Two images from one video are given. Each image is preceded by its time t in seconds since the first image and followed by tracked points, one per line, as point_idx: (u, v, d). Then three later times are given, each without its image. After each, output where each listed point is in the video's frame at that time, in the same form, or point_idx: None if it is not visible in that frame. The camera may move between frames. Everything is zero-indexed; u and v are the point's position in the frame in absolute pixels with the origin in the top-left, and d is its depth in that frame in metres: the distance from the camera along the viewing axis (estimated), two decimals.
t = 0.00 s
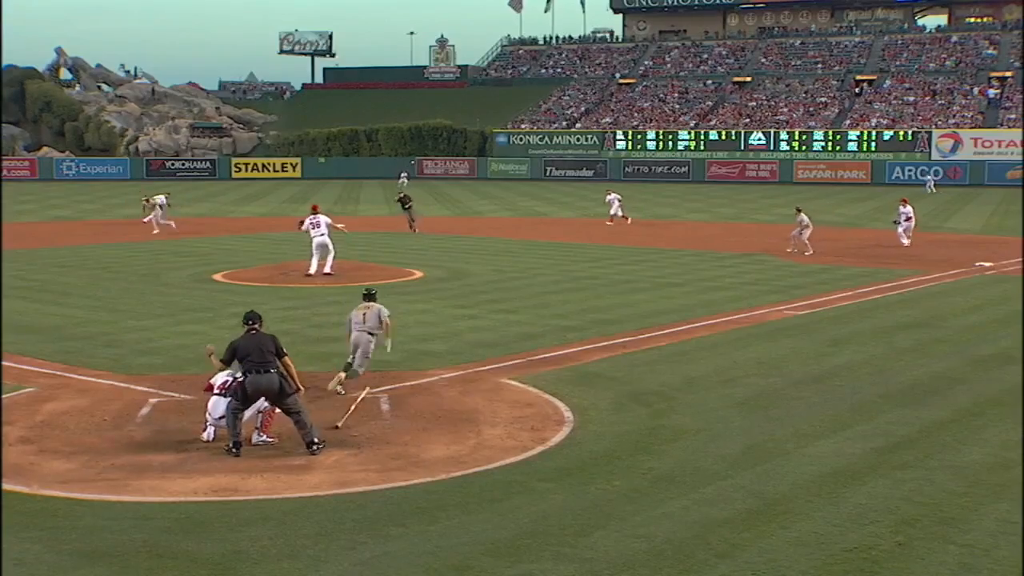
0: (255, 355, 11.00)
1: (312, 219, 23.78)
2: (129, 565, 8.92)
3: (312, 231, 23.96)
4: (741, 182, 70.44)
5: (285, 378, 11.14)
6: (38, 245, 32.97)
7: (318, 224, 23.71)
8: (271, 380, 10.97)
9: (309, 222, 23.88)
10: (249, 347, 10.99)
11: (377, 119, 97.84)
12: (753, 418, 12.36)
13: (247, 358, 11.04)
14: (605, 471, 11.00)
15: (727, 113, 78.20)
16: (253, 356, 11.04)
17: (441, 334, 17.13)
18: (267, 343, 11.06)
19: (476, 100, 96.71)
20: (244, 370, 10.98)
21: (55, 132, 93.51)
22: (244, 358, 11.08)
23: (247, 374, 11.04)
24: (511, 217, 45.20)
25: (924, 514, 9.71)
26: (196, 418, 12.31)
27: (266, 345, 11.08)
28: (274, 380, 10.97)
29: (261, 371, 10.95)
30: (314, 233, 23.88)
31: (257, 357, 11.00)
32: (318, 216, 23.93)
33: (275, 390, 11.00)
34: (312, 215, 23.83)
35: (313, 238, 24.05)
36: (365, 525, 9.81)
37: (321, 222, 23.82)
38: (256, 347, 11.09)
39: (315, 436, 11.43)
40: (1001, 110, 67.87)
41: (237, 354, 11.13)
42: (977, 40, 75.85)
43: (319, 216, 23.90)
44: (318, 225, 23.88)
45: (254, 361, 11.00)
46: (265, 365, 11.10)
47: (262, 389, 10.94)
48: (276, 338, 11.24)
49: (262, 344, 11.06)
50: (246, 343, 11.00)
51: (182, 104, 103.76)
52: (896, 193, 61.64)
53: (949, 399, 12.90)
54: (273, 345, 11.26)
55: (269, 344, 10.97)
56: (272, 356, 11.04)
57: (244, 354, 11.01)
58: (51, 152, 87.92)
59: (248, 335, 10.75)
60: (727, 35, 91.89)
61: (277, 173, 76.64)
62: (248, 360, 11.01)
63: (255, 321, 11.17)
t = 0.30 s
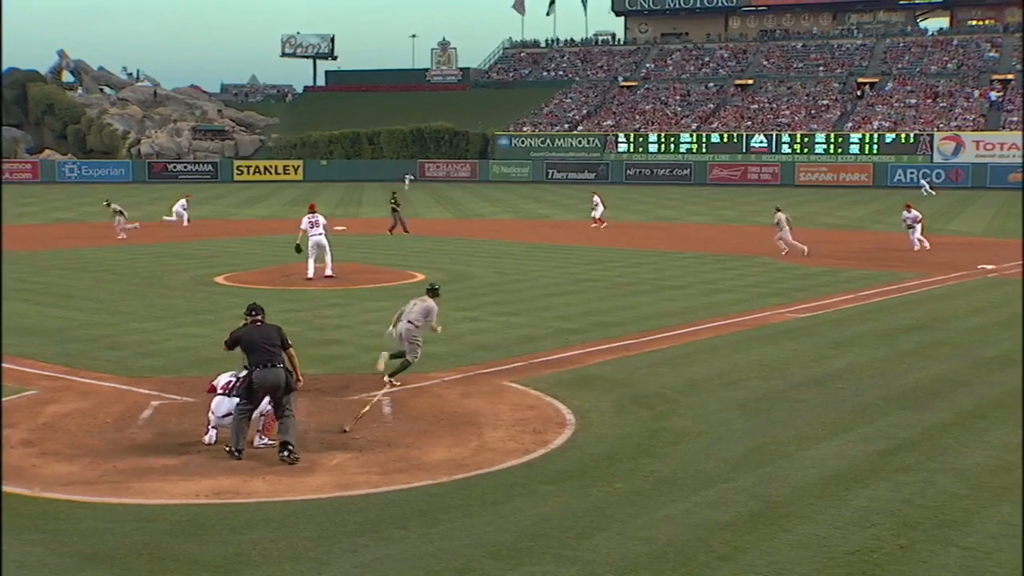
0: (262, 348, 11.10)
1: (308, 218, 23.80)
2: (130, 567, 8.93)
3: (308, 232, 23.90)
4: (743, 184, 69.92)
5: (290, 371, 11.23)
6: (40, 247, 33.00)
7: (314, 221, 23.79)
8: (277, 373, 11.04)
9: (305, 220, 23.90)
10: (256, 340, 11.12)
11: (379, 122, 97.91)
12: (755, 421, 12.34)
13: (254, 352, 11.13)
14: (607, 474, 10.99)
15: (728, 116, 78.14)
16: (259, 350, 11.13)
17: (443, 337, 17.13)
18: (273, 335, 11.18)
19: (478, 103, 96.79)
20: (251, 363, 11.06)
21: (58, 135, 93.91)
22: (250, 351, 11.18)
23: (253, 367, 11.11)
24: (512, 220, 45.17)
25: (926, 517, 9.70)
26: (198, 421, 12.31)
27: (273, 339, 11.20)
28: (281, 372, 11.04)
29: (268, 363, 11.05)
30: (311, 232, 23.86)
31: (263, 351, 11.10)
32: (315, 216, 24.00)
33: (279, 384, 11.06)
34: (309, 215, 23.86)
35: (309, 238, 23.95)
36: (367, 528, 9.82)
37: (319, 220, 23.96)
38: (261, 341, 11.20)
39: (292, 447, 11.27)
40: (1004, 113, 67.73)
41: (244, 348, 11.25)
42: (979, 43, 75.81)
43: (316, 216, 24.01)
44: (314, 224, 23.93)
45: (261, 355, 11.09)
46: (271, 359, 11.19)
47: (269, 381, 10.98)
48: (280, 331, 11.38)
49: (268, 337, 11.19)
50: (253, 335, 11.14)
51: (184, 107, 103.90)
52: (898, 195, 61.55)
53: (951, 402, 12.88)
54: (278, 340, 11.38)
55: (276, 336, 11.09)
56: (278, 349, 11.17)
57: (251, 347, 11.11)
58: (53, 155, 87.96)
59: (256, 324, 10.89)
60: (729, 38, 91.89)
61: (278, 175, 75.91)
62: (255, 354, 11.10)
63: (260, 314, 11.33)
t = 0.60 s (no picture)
0: (274, 358, 10.92)
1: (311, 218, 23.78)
2: (136, 568, 8.94)
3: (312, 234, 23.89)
4: (749, 186, 69.98)
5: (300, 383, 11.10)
6: (47, 249, 33.05)
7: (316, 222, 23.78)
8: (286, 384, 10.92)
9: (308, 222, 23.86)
10: (269, 349, 10.92)
11: (385, 124, 98.02)
12: (761, 424, 12.31)
13: (265, 359, 10.97)
14: (614, 475, 10.96)
15: (735, 117, 77.90)
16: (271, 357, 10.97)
17: (449, 340, 17.10)
18: (287, 345, 10.97)
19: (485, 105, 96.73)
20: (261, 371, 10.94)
21: (64, 136, 94.23)
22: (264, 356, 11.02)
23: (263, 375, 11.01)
24: (518, 222, 45.14)
25: (933, 519, 9.67)
26: (204, 422, 12.31)
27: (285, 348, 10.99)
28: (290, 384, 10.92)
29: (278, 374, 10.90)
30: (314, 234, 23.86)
31: (274, 360, 10.92)
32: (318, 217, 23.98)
33: (287, 394, 10.99)
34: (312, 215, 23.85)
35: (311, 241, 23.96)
36: (373, 530, 9.82)
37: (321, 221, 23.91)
38: (275, 349, 10.99)
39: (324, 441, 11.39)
40: (1011, 114, 67.45)
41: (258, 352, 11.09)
42: (986, 44, 75.86)
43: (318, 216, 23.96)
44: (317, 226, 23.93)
45: (272, 364, 10.93)
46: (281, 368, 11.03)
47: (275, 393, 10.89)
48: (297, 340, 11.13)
49: (282, 346, 10.97)
50: (267, 344, 10.93)
51: (190, 108, 104.29)
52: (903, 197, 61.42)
53: (958, 405, 12.83)
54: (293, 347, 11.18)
55: (288, 348, 10.85)
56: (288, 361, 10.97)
57: (263, 355, 10.94)
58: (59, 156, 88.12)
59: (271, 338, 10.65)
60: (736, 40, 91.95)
61: (285, 177, 76.52)
62: (266, 362, 10.94)
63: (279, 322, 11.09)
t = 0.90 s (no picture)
0: (345, 354, 10.86)
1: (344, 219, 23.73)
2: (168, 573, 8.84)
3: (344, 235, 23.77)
4: (794, 187, 69.89)
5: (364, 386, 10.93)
6: (87, 249, 33.37)
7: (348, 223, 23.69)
8: (349, 383, 10.79)
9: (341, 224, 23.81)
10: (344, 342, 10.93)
11: (422, 124, 98.04)
12: (804, 430, 12.03)
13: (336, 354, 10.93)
14: (653, 482, 10.74)
15: (779, 116, 77.69)
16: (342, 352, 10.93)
17: (485, 343, 16.92)
18: (360, 342, 10.90)
19: (523, 104, 96.56)
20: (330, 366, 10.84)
21: (99, 138, 95.37)
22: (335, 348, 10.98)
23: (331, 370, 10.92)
24: (554, 223, 44.95)
25: (985, 530, 9.34)
26: (238, 425, 12.19)
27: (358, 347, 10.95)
28: (352, 385, 10.79)
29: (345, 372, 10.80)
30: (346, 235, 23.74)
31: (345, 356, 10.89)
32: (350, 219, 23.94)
33: (349, 394, 10.80)
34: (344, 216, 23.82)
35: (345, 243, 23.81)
36: (408, 536, 9.65)
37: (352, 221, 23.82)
38: (348, 346, 10.96)
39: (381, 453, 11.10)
40: None
41: (331, 343, 11.08)
42: None
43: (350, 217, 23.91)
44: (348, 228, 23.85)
45: (342, 359, 10.87)
46: (349, 366, 10.94)
47: (338, 390, 10.77)
48: (371, 339, 11.06)
49: (354, 343, 10.92)
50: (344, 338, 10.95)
51: (225, 108, 105.72)
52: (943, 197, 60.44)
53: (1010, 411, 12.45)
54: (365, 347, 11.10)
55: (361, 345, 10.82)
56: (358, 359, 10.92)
57: (335, 349, 10.91)
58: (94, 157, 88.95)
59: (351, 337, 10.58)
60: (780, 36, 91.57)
61: (320, 177, 77.57)
62: (337, 356, 10.88)
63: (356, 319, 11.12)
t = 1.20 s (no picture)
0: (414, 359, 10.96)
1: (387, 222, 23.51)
2: None
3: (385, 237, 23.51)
4: (851, 186, 68.46)
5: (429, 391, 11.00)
6: (131, 250, 33.66)
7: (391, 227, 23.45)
8: (410, 384, 10.84)
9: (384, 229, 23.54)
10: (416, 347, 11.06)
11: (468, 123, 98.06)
12: (860, 437, 11.70)
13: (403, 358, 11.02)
14: (704, 489, 10.47)
15: (835, 113, 76.34)
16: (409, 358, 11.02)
17: (533, 346, 16.70)
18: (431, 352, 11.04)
19: (572, 102, 96.34)
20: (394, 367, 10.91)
21: (141, 136, 98.21)
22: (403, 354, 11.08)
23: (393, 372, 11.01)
24: (604, 224, 44.71)
25: None
26: (282, 428, 12.08)
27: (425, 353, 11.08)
28: (413, 387, 10.84)
29: (409, 375, 10.87)
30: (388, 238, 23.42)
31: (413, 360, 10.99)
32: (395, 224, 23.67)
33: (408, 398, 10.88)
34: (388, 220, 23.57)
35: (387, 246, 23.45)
36: (453, 543, 9.45)
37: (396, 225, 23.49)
38: (417, 351, 11.08)
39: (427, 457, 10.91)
40: None
41: (399, 346, 11.17)
42: None
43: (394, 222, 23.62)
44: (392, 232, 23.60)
45: (408, 364, 10.94)
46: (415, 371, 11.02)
47: (401, 393, 10.87)
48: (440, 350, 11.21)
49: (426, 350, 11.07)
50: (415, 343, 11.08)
51: (268, 107, 105.17)
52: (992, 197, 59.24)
53: None
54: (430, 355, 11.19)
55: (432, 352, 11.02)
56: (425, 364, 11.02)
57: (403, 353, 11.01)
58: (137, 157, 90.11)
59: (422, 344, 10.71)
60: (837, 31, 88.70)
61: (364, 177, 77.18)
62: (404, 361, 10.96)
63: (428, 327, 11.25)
